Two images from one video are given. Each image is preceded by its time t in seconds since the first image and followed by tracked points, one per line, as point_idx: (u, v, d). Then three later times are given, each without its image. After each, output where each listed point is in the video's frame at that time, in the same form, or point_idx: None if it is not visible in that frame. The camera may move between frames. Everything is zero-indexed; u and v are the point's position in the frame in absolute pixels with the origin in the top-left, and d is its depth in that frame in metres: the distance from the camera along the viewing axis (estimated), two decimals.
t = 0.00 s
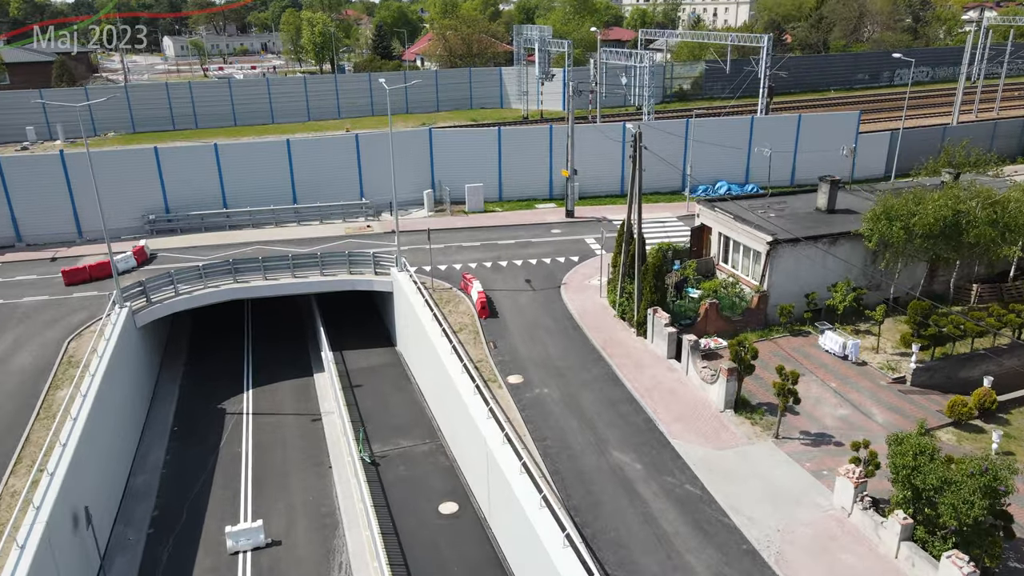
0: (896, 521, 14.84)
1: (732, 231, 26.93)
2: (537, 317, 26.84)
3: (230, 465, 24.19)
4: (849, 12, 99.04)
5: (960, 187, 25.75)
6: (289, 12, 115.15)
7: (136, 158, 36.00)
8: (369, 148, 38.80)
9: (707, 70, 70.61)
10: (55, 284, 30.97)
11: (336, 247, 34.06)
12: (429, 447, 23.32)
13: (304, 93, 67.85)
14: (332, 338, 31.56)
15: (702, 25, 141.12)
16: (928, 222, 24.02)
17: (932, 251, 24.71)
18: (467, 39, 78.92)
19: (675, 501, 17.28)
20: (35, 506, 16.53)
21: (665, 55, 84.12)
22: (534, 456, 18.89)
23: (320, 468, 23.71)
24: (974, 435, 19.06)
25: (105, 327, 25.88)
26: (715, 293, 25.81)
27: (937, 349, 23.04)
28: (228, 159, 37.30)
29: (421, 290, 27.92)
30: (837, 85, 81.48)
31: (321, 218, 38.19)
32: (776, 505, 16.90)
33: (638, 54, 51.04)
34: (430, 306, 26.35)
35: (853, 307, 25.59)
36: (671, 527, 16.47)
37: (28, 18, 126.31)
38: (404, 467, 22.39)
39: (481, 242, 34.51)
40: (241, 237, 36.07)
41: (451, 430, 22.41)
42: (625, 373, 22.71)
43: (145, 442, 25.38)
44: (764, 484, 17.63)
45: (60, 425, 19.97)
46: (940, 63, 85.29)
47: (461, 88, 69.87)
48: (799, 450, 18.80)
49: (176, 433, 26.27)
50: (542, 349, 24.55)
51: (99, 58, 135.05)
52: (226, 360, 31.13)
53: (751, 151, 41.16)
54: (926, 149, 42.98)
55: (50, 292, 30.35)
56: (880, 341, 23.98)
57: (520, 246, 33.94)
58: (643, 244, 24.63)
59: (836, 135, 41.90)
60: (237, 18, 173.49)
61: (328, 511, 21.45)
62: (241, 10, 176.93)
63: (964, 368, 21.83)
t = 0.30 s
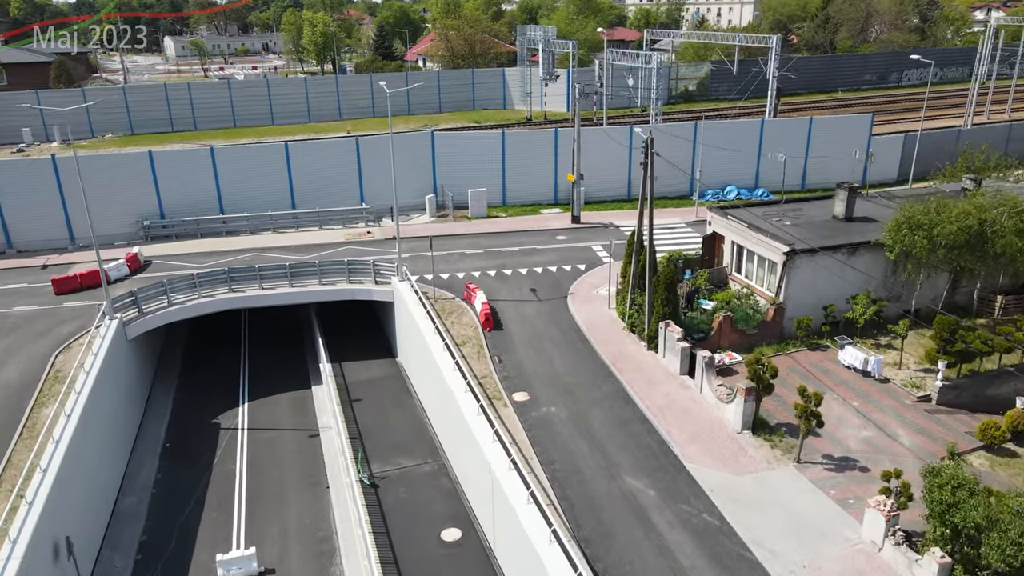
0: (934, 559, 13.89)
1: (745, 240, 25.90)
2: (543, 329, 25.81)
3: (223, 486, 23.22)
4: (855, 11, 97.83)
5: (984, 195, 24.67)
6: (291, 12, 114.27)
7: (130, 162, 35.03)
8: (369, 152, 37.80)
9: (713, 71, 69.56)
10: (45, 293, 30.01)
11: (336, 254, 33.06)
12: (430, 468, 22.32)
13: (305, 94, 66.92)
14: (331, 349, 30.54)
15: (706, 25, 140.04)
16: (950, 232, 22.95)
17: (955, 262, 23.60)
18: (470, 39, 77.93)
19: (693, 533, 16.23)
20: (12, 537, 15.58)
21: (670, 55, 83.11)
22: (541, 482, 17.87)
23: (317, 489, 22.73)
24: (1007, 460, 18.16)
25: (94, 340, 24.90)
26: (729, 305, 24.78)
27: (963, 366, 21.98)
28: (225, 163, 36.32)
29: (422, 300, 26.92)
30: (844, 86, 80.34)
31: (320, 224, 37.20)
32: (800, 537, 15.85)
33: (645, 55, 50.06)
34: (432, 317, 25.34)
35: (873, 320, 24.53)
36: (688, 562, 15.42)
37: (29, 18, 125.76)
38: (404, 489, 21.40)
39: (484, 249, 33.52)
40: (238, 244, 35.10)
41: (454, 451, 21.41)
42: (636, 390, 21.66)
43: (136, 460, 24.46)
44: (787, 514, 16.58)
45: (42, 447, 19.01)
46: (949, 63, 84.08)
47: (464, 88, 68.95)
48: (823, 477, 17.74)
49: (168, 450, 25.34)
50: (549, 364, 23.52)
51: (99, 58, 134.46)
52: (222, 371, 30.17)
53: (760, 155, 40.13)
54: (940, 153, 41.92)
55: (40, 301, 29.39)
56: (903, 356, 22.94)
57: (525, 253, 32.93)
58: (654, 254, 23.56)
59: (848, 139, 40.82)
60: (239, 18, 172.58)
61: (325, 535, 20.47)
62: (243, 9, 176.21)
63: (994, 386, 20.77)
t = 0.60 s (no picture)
0: None
1: (764, 250, 24.80)
2: (553, 343, 24.79)
3: (219, 506, 22.31)
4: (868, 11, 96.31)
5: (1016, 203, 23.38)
6: (297, 12, 113.54)
7: (129, 166, 34.17)
8: (374, 156, 36.86)
9: (723, 71, 68.41)
10: (39, 302, 29.15)
11: (339, 262, 32.11)
12: (435, 490, 21.37)
13: (309, 95, 66.04)
14: (333, 361, 29.54)
15: (715, 25, 138.67)
16: (983, 244, 21.60)
17: (988, 276, 22.20)
18: (477, 39, 76.91)
19: (714, 569, 15.19)
20: None
21: (680, 55, 81.95)
22: (552, 511, 16.87)
23: (317, 511, 21.78)
24: None
25: (86, 353, 24.00)
26: (747, 319, 23.70)
27: (997, 386, 20.84)
28: (226, 167, 35.44)
29: (428, 311, 25.93)
30: (857, 87, 78.99)
31: (323, 230, 36.24)
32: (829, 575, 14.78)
33: (656, 57, 49.03)
34: (438, 330, 24.36)
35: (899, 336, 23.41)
36: None
37: (35, 17, 125.43)
38: (407, 512, 20.43)
39: (492, 257, 32.51)
40: (239, 250, 34.18)
41: (460, 473, 20.42)
42: (652, 410, 20.62)
43: (130, 478, 23.58)
44: (815, 547, 15.51)
45: (26, 470, 18.13)
46: (964, 64, 82.58)
47: (470, 89, 68.04)
48: (852, 507, 16.66)
49: (163, 466, 24.46)
50: (559, 381, 22.49)
51: (105, 59, 134.09)
52: (221, 383, 29.28)
53: (775, 159, 39.01)
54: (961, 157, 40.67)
55: (34, 310, 28.53)
56: (932, 374, 21.84)
57: (534, 261, 31.91)
58: (670, 265, 22.50)
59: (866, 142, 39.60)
60: (245, 18, 171.96)
61: (324, 562, 19.52)
62: (249, 9, 175.66)
63: None
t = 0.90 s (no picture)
0: None
1: (786, 261, 23.64)
2: (564, 359, 23.73)
3: (214, 528, 21.39)
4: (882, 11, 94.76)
5: None
6: (304, 12, 112.88)
7: (128, 170, 33.33)
8: (379, 160, 35.93)
9: (735, 73, 67.22)
10: (34, 311, 28.30)
11: (342, 270, 31.16)
12: (440, 515, 20.39)
13: (315, 96, 65.18)
14: (336, 374, 28.53)
15: (725, 25, 137.28)
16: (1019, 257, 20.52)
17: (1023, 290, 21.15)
18: (485, 40, 75.90)
19: None
20: None
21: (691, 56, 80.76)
22: (564, 545, 15.86)
23: (316, 536, 20.84)
24: None
25: (78, 367, 23.14)
26: (768, 335, 22.59)
27: None
28: (227, 171, 34.55)
29: (433, 324, 24.92)
30: (871, 89, 77.59)
31: (326, 236, 35.29)
32: None
33: (668, 58, 47.95)
34: (444, 345, 23.34)
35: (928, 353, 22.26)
36: None
37: (43, 17, 125.20)
38: (410, 540, 19.44)
39: (500, 265, 31.49)
40: (240, 258, 33.28)
41: (466, 498, 19.42)
42: (668, 433, 19.54)
43: (123, 499, 22.72)
44: None
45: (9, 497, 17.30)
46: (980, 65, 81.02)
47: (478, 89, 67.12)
48: (885, 544, 15.52)
49: (158, 486, 23.56)
50: (571, 401, 21.44)
51: (113, 59, 133.83)
52: (220, 396, 28.38)
53: (792, 164, 37.85)
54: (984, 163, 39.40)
55: (28, 320, 27.67)
56: (965, 395, 20.69)
57: (544, 270, 30.88)
58: (687, 279, 21.40)
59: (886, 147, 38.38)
60: (253, 18, 171.42)
61: None
62: (257, 9, 175.32)
63: None
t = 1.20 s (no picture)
0: None
1: (811, 276, 22.51)
2: (576, 377, 22.69)
3: (210, 553, 20.47)
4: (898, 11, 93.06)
5: None
6: (313, 11, 112.20)
7: (128, 175, 32.49)
8: (386, 165, 35.00)
9: (748, 75, 65.94)
10: (29, 322, 27.47)
11: (347, 280, 30.22)
12: (446, 543, 19.44)
13: (323, 97, 64.35)
14: (340, 389, 27.57)
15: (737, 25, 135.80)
16: None
17: None
18: (495, 40, 74.86)
19: None
20: None
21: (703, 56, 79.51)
22: None
23: (316, 563, 19.91)
24: None
25: (71, 383, 22.27)
26: (792, 354, 21.46)
27: None
28: (230, 176, 33.67)
29: (440, 339, 23.93)
30: (887, 90, 76.10)
31: (331, 243, 34.37)
32: None
33: (682, 59, 46.88)
34: (451, 362, 22.35)
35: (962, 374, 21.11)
36: None
37: (52, 17, 125.11)
38: (414, 570, 18.48)
39: (509, 275, 30.47)
40: (242, 266, 32.39)
41: (473, 528, 18.42)
42: (687, 459, 18.49)
43: (117, 520, 21.87)
44: None
45: None
46: (998, 67, 79.36)
47: (487, 90, 66.19)
48: None
49: (154, 506, 22.65)
50: (584, 423, 20.38)
51: (121, 59, 133.66)
52: (220, 409, 27.50)
53: (811, 169, 36.65)
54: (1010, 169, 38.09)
55: (22, 331, 26.84)
56: (1002, 421, 19.53)
57: (554, 280, 29.84)
58: (707, 295, 20.30)
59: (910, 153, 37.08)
60: (261, 17, 171.23)
61: None
62: (266, 9, 174.98)
63: None
